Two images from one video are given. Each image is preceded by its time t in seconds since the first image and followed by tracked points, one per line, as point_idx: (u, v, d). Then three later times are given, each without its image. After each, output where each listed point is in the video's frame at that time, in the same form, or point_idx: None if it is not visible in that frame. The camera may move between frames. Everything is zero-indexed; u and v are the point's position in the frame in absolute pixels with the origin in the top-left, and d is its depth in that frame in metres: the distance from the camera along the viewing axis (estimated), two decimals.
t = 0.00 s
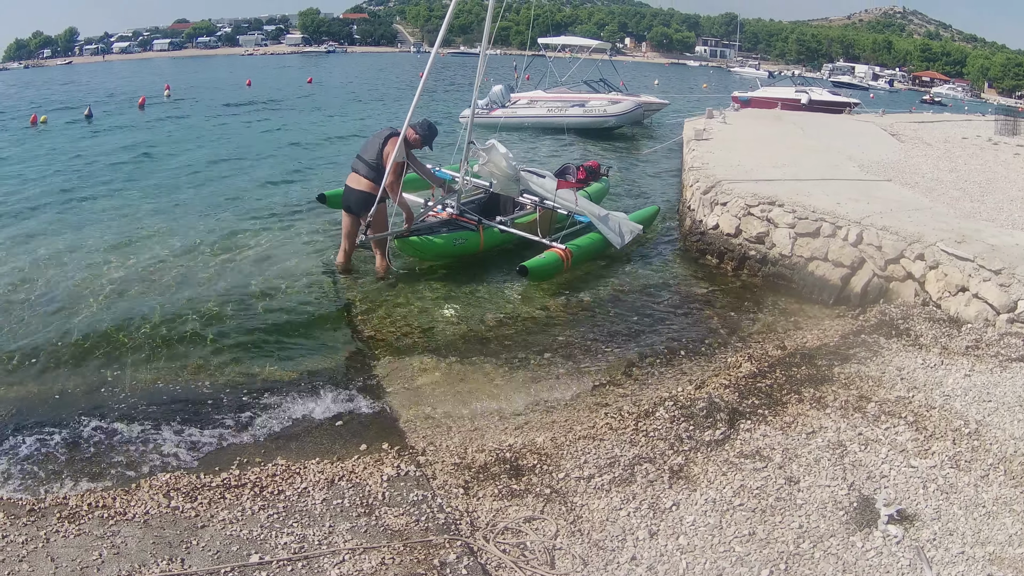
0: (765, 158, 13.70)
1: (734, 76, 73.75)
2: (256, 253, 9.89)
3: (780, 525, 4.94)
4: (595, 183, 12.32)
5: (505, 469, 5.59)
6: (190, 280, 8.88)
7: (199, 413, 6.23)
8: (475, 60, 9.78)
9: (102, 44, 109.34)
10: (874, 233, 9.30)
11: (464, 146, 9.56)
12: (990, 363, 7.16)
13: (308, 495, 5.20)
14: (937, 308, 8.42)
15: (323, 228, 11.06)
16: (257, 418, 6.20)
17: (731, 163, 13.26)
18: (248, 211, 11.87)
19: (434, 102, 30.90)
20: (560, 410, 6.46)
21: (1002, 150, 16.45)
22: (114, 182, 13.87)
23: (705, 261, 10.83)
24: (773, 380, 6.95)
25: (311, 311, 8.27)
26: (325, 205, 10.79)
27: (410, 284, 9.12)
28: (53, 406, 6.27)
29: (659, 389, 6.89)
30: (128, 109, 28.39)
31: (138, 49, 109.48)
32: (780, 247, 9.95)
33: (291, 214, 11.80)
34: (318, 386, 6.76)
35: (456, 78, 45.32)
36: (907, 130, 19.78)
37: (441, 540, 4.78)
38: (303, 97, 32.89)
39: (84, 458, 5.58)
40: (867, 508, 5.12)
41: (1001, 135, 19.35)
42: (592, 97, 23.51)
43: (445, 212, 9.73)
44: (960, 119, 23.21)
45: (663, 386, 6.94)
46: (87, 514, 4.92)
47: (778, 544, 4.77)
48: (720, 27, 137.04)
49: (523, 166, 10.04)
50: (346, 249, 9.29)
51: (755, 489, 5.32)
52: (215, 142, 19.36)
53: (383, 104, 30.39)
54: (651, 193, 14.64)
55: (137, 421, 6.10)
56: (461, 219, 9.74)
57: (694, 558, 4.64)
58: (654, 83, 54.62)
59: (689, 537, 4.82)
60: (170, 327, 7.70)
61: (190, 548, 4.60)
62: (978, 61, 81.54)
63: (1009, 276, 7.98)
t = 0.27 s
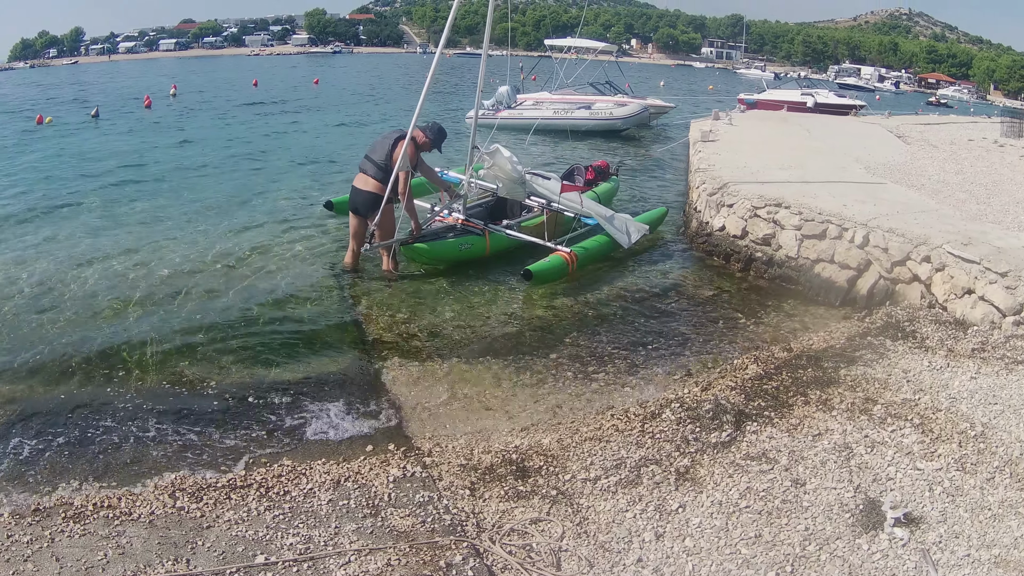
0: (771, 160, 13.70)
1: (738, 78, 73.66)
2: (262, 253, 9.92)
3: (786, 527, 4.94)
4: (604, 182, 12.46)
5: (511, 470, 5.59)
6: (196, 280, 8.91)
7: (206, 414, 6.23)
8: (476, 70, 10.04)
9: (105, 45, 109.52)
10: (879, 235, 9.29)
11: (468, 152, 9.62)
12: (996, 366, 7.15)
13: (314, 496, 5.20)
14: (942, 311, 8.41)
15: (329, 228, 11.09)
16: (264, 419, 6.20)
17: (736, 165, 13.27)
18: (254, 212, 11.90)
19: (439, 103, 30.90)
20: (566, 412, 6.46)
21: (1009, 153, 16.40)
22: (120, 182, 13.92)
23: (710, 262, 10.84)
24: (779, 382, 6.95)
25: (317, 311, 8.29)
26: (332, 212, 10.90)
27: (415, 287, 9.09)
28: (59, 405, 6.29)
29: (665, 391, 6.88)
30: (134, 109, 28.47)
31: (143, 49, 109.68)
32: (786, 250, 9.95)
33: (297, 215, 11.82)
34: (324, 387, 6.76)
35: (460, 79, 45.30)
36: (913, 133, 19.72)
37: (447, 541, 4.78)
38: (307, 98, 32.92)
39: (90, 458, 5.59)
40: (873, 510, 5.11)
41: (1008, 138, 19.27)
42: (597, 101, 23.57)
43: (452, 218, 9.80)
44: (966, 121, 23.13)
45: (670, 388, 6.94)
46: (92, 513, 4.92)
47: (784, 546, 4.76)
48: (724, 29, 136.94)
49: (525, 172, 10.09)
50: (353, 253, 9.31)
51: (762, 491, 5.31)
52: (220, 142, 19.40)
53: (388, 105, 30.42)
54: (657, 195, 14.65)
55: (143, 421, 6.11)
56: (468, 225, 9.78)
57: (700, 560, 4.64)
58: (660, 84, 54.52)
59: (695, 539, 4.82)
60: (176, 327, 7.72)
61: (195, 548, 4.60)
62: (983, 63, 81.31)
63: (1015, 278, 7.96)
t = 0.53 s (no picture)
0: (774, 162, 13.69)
1: (741, 79, 73.59)
2: (266, 254, 9.92)
3: (790, 529, 4.94)
4: (610, 182, 12.50)
5: (514, 472, 5.59)
6: (199, 280, 8.91)
7: (209, 414, 6.23)
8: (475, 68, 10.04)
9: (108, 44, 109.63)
10: (883, 237, 9.28)
11: (469, 152, 9.61)
12: (1000, 368, 7.14)
13: (318, 496, 5.20)
14: (947, 312, 8.40)
15: (333, 229, 11.09)
16: (268, 420, 6.19)
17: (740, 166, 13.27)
18: (258, 212, 11.91)
19: (442, 104, 30.90)
20: (570, 413, 6.46)
21: (1013, 155, 16.37)
22: (124, 182, 13.93)
23: (714, 264, 10.83)
24: (783, 384, 6.94)
25: (321, 312, 8.29)
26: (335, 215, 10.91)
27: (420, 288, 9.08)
28: (62, 405, 6.29)
29: (669, 392, 6.88)
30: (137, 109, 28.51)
31: (147, 48, 109.74)
32: (790, 251, 9.94)
33: (301, 215, 11.83)
34: (328, 388, 6.77)
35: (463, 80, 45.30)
36: (916, 134, 19.69)
37: (451, 542, 4.78)
38: (310, 98, 32.95)
39: (94, 458, 5.59)
40: (877, 513, 5.11)
41: (1012, 140, 19.23)
42: (602, 104, 23.62)
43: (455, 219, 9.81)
44: (970, 123, 23.09)
45: (674, 389, 6.93)
46: (96, 513, 4.92)
47: (788, 548, 4.76)
48: (729, 30, 136.36)
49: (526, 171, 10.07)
50: (357, 253, 9.33)
51: (765, 494, 5.31)
52: (223, 142, 19.42)
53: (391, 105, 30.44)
54: (660, 196, 14.65)
55: (147, 421, 6.11)
56: (469, 224, 9.80)
57: (704, 562, 4.63)
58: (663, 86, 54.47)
59: (699, 541, 4.82)
60: (179, 327, 7.73)
61: (199, 548, 4.60)
62: (986, 64, 81.13)
63: (1019, 280, 7.95)
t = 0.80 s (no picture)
0: (777, 162, 13.69)
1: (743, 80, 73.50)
2: (268, 254, 9.91)
3: (793, 531, 4.93)
4: (616, 183, 12.52)
5: (517, 472, 5.58)
6: (201, 280, 8.91)
7: (212, 415, 6.23)
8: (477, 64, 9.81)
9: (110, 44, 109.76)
10: (886, 238, 9.28)
11: (470, 150, 9.58)
12: (1002, 369, 7.13)
13: (320, 497, 5.19)
14: (949, 313, 8.40)
15: (335, 229, 11.09)
16: (270, 421, 6.19)
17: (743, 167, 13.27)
18: (260, 212, 11.91)
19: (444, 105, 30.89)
20: (572, 414, 6.46)
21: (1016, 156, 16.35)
22: (126, 182, 13.93)
23: (717, 265, 10.83)
24: (786, 385, 6.93)
25: (323, 312, 8.28)
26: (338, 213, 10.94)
27: (422, 288, 9.08)
28: (63, 405, 6.29)
29: (672, 393, 6.88)
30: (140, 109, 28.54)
31: (149, 49, 109.85)
32: (793, 252, 9.94)
33: (303, 216, 11.83)
34: (331, 388, 6.76)
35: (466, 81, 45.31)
36: (919, 135, 19.67)
37: (453, 543, 4.78)
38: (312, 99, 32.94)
39: (95, 458, 5.58)
40: (879, 514, 5.10)
41: (1015, 141, 19.21)
42: (605, 104, 23.63)
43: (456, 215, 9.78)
44: (973, 124, 23.07)
45: (676, 390, 6.93)
46: (97, 514, 4.92)
47: (790, 549, 4.75)
48: (732, 31, 136.19)
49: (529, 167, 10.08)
50: (360, 251, 9.35)
51: (768, 495, 5.30)
52: (225, 142, 19.43)
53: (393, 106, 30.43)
54: (662, 196, 14.65)
55: (148, 421, 6.10)
56: (471, 221, 9.79)
57: (706, 563, 4.63)
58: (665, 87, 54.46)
59: (701, 542, 4.81)
60: (181, 327, 7.73)
61: (201, 549, 4.60)
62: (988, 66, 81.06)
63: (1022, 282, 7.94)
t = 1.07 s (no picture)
0: (780, 163, 13.69)
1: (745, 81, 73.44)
2: (270, 254, 9.93)
3: (795, 531, 4.93)
4: (623, 184, 12.54)
5: (520, 473, 5.58)
6: (204, 280, 8.92)
7: (214, 414, 6.23)
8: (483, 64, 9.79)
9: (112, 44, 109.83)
10: (888, 239, 9.28)
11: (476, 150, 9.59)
12: (1005, 370, 7.13)
13: (323, 497, 5.19)
14: (952, 314, 8.39)
15: (339, 229, 11.09)
16: (273, 421, 6.19)
17: (746, 168, 13.27)
18: (263, 212, 11.91)
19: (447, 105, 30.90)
20: (575, 414, 6.45)
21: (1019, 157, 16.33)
22: (129, 182, 13.95)
23: (720, 265, 10.83)
24: (789, 386, 6.93)
25: (325, 312, 8.29)
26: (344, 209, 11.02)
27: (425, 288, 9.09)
28: (66, 404, 6.29)
29: (675, 394, 6.87)
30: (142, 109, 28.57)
31: (151, 48, 109.94)
32: (795, 253, 9.93)
33: (307, 215, 11.83)
34: (334, 387, 6.77)
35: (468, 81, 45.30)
36: (922, 136, 19.64)
37: (455, 543, 4.78)
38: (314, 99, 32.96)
39: (98, 458, 5.58)
40: (882, 515, 5.10)
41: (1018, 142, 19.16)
42: (608, 104, 23.63)
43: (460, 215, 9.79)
44: (976, 125, 23.02)
45: (679, 391, 6.92)
46: (100, 513, 4.92)
47: (792, 550, 4.75)
48: (734, 31, 136.09)
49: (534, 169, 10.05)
50: (363, 253, 9.27)
51: (771, 496, 5.30)
52: (227, 142, 19.46)
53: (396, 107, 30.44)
54: (665, 197, 14.65)
55: (151, 421, 6.10)
56: (475, 222, 9.79)
57: (708, 564, 4.62)
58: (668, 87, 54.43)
59: (703, 543, 4.81)
60: (184, 326, 7.73)
61: (203, 548, 4.60)
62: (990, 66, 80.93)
63: None
